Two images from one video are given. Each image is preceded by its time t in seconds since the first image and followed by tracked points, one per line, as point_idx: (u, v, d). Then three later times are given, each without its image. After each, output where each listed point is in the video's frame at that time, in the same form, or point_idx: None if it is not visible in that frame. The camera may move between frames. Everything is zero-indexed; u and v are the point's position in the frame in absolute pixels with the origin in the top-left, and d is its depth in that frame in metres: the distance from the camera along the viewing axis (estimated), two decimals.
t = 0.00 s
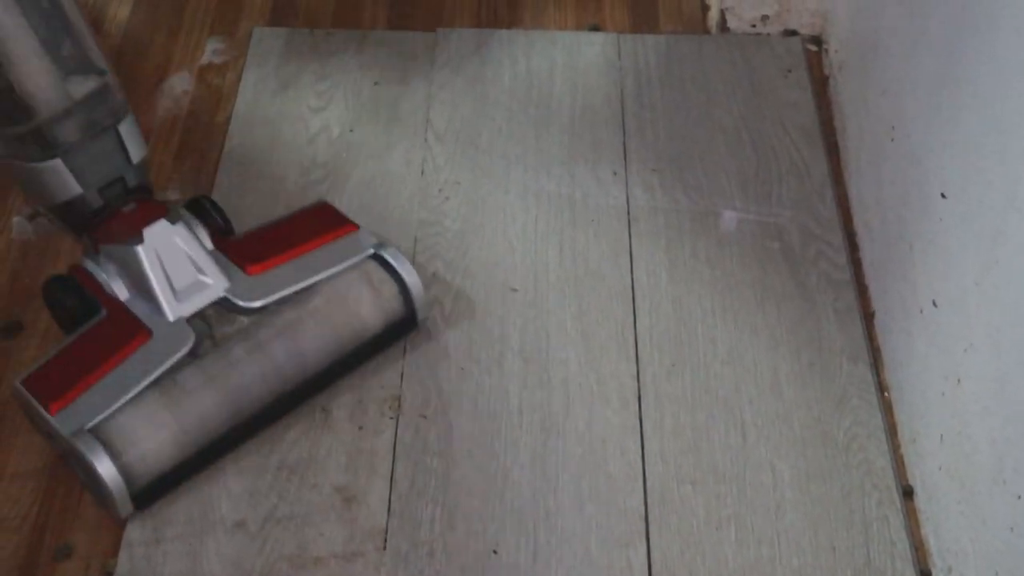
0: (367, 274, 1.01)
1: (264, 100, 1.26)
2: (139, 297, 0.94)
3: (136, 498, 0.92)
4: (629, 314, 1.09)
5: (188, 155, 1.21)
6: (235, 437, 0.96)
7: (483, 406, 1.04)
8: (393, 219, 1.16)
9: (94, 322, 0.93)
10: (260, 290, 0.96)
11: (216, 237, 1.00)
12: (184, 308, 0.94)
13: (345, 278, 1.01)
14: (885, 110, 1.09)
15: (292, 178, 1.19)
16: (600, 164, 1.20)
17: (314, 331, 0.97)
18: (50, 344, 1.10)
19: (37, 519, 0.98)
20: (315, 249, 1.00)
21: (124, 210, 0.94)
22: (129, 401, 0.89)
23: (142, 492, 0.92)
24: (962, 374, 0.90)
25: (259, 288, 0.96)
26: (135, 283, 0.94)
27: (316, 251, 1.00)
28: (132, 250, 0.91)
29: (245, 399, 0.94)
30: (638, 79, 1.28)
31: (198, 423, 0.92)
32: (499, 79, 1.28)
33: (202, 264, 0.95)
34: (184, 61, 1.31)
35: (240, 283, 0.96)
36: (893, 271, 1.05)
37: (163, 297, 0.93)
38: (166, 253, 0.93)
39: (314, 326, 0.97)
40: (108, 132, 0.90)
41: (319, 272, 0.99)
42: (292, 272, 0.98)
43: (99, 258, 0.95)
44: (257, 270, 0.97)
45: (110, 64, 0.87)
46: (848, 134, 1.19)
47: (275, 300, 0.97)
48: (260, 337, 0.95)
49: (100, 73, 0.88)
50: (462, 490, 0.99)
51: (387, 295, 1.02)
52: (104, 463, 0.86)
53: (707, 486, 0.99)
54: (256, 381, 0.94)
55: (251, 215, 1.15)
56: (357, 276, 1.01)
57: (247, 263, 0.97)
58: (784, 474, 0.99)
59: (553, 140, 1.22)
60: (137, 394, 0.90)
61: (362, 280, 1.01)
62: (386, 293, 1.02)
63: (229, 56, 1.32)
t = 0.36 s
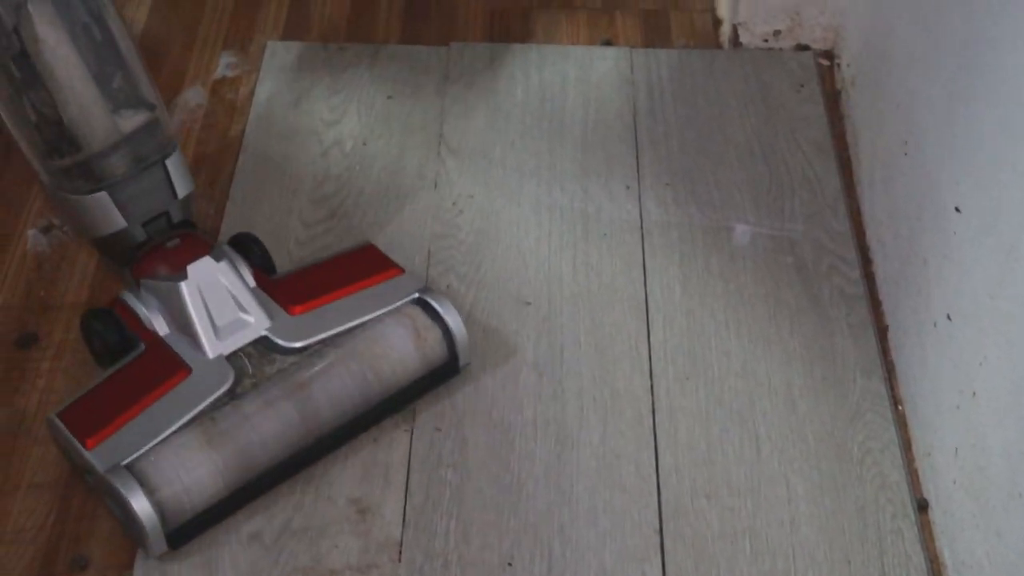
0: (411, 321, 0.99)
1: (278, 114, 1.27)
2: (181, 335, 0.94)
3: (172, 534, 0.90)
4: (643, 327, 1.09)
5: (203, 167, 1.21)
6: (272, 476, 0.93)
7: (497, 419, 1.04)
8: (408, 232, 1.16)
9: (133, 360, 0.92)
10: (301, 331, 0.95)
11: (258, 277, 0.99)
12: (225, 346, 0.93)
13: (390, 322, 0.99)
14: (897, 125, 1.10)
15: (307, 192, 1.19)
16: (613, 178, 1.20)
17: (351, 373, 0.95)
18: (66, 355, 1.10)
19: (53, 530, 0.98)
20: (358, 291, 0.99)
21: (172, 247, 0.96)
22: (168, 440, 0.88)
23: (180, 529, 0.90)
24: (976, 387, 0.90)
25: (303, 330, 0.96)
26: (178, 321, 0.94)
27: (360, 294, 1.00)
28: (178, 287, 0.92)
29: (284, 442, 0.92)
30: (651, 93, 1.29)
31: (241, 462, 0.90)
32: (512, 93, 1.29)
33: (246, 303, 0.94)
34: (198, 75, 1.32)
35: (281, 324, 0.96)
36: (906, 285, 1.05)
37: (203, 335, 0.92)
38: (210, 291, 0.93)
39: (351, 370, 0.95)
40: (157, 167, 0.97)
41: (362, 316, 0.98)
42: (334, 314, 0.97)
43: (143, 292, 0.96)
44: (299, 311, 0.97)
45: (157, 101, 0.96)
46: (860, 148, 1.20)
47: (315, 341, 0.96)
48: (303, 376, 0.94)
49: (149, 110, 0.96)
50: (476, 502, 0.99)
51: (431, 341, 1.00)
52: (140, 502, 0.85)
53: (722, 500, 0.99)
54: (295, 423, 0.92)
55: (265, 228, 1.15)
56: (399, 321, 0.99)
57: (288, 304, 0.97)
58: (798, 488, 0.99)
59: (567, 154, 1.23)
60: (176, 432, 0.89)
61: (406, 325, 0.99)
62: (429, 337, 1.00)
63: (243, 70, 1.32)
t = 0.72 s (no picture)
0: (299, 191, 1.10)
1: (293, 107, 1.27)
2: (84, 226, 1.04)
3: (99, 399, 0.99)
4: (657, 320, 1.10)
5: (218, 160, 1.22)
6: (186, 338, 1.03)
7: (513, 411, 1.04)
8: (422, 226, 1.17)
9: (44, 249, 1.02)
10: (195, 212, 1.06)
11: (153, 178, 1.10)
12: (127, 231, 1.04)
13: (279, 191, 1.10)
14: (914, 119, 1.10)
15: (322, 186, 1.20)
16: (627, 172, 1.21)
17: (250, 241, 1.06)
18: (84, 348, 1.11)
19: (70, 521, 0.98)
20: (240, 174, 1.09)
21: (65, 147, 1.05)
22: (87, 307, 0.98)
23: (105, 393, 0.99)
24: (993, 380, 0.89)
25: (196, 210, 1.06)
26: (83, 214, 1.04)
27: (249, 176, 1.10)
28: (76, 180, 1.03)
29: (192, 305, 1.02)
30: (666, 88, 1.29)
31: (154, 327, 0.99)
32: (526, 87, 1.29)
33: (141, 193, 1.05)
34: (213, 70, 1.32)
35: (177, 207, 1.06)
36: (922, 280, 1.05)
37: (106, 221, 1.03)
38: (111, 184, 1.04)
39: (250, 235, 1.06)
40: (52, 75, 1.07)
41: (249, 194, 1.09)
42: (224, 195, 1.08)
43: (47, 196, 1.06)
44: (190, 196, 1.07)
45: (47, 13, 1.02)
46: (875, 144, 1.20)
47: (210, 219, 1.06)
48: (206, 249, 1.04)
49: (43, 21, 1.03)
50: (491, 494, 0.99)
51: (316, 208, 1.11)
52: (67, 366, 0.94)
53: (738, 492, 0.99)
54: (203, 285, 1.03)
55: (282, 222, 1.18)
56: (288, 191, 1.10)
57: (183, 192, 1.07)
58: (814, 481, 0.99)
59: (581, 147, 1.23)
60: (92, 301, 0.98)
61: (293, 194, 1.10)
62: (317, 204, 1.11)
63: (258, 64, 1.33)
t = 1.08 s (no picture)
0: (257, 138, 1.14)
1: (305, 94, 1.27)
2: (47, 174, 1.08)
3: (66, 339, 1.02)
4: (670, 306, 1.10)
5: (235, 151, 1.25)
6: (148, 284, 1.07)
7: (526, 395, 1.05)
8: (434, 211, 1.17)
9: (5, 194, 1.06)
10: (155, 159, 1.10)
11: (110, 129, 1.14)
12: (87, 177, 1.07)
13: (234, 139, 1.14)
14: (926, 106, 1.10)
15: (335, 172, 1.20)
16: (639, 159, 1.21)
17: (212, 186, 1.09)
18: (99, 331, 1.11)
19: (87, 503, 0.99)
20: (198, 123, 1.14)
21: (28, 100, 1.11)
22: (54, 249, 1.01)
23: (72, 334, 1.03)
24: (1005, 365, 0.90)
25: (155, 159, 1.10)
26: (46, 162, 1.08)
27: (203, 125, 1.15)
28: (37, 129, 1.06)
29: (152, 249, 1.05)
30: (677, 75, 1.29)
31: (117, 268, 1.02)
32: (538, 73, 1.30)
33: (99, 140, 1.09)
34: (225, 55, 1.32)
35: (137, 155, 1.10)
36: (933, 267, 1.06)
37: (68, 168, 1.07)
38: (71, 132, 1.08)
39: (209, 182, 1.09)
40: (13, 24, 1.11)
41: (207, 141, 1.13)
42: (183, 143, 1.12)
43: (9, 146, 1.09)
44: (150, 144, 1.11)
45: None
46: (886, 131, 1.20)
47: (170, 166, 1.10)
48: (170, 194, 1.06)
49: None
50: (504, 478, 1.00)
51: (273, 152, 1.15)
52: (37, 303, 0.97)
53: (750, 476, 0.99)
54: (163, 228, 1.05)
55: (295, 205, 1.19)
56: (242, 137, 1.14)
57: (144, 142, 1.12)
58: (825, 465, 1.00)
59: (593, 133, 1.23)
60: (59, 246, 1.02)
61: (250, 141, 1.14)
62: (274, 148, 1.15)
63: (270, 49, 1.33)
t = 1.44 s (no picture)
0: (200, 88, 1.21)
1: (324, 91, 1.29)
2: None
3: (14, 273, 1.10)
4: (687, 303, 1.10)
5: (251, 144, 1.26)
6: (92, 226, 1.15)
7: (544, 390, 1.05)
8: (452, 207, 1.18)
9: None
10: (100, 108, 1.15)
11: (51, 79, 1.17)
12: (34, 125, 1.12)
13: (178, 88, 1.21)
14: (944, 106, 1.10)
15: (353, 168, 1.21)
16: (656, 157, 1.21)
17: (155, 134, 1.17)
18: (119, 324, 1.12)
19: (107, 495, 1.00)
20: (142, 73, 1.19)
21: None
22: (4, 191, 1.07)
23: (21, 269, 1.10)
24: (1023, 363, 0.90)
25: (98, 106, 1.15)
26: None
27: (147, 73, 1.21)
28: None
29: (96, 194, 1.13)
30: (694, 73, 1.30)
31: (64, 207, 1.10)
32: (555, 71, 1.30)
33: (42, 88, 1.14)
34: (244, 52, 1.34)
35: (81, 104, 1.15)
36: (951, 265, 1.06)
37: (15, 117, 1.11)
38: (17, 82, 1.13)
39: (154, 131, 1.16)
40: None
41: (150, 90, 1.19)
42: (126, 93, 1.17)
43: None
44: (94, 94, 1.16)
45: None
46: (904, 130, 1.21)
47: (114, 114, 1.16)
48: (114, 140, 1.14)
49: None
50: (522, 472, 1.00)
51: (216, 104, 1.22)
52: None
53: (767, 471, 1.00)
54: (106, 174, 1.13)
55: (314, 201, 1.19)
56: (186, 87, 1.21)
57: None
58: (842, 462, 1.00)
59: (610, 130, 1.24)
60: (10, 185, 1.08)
61: (194, 91, 1.21)
62: (215, 99, 1.22)
63: (289, 47, 1.34)
